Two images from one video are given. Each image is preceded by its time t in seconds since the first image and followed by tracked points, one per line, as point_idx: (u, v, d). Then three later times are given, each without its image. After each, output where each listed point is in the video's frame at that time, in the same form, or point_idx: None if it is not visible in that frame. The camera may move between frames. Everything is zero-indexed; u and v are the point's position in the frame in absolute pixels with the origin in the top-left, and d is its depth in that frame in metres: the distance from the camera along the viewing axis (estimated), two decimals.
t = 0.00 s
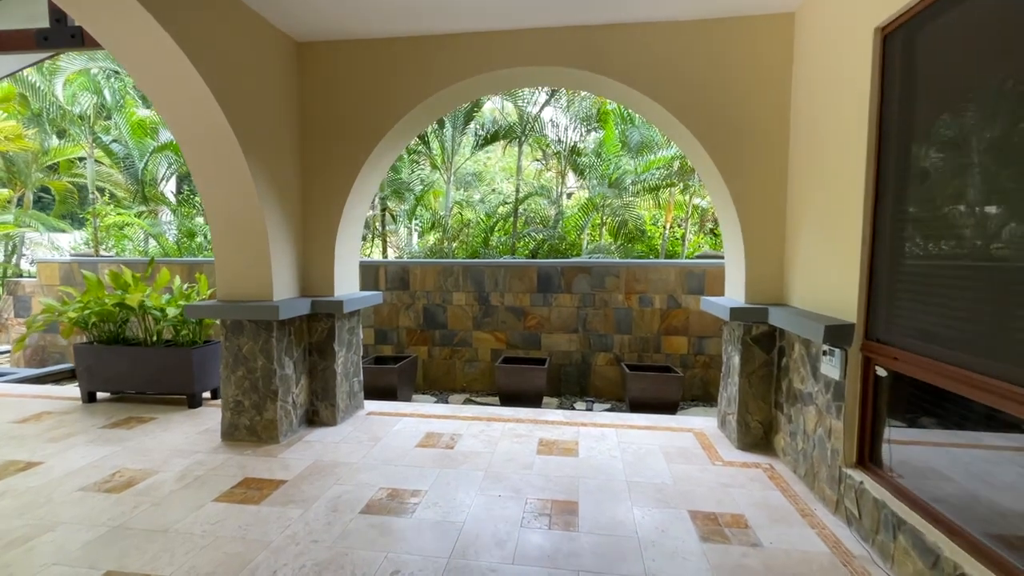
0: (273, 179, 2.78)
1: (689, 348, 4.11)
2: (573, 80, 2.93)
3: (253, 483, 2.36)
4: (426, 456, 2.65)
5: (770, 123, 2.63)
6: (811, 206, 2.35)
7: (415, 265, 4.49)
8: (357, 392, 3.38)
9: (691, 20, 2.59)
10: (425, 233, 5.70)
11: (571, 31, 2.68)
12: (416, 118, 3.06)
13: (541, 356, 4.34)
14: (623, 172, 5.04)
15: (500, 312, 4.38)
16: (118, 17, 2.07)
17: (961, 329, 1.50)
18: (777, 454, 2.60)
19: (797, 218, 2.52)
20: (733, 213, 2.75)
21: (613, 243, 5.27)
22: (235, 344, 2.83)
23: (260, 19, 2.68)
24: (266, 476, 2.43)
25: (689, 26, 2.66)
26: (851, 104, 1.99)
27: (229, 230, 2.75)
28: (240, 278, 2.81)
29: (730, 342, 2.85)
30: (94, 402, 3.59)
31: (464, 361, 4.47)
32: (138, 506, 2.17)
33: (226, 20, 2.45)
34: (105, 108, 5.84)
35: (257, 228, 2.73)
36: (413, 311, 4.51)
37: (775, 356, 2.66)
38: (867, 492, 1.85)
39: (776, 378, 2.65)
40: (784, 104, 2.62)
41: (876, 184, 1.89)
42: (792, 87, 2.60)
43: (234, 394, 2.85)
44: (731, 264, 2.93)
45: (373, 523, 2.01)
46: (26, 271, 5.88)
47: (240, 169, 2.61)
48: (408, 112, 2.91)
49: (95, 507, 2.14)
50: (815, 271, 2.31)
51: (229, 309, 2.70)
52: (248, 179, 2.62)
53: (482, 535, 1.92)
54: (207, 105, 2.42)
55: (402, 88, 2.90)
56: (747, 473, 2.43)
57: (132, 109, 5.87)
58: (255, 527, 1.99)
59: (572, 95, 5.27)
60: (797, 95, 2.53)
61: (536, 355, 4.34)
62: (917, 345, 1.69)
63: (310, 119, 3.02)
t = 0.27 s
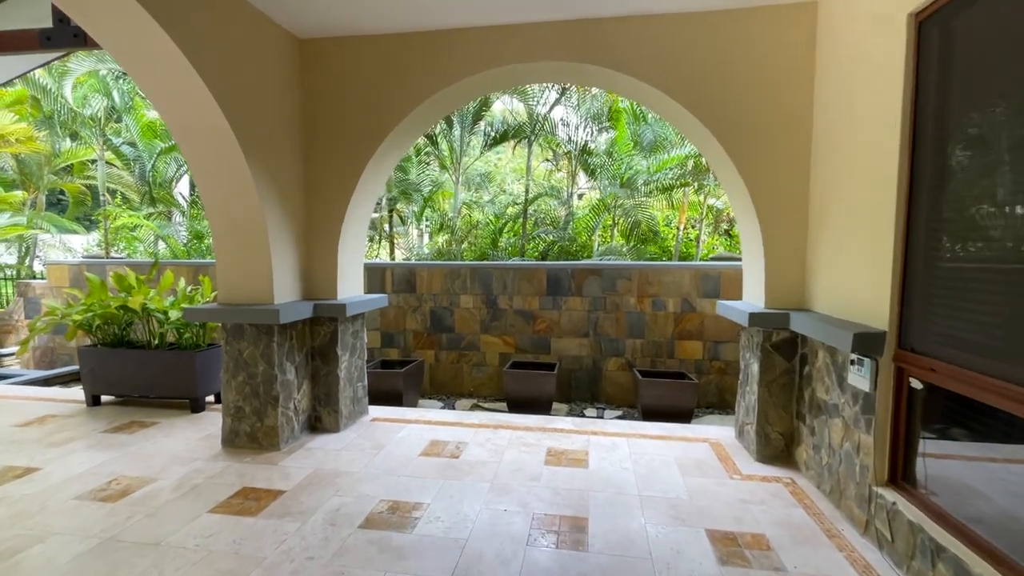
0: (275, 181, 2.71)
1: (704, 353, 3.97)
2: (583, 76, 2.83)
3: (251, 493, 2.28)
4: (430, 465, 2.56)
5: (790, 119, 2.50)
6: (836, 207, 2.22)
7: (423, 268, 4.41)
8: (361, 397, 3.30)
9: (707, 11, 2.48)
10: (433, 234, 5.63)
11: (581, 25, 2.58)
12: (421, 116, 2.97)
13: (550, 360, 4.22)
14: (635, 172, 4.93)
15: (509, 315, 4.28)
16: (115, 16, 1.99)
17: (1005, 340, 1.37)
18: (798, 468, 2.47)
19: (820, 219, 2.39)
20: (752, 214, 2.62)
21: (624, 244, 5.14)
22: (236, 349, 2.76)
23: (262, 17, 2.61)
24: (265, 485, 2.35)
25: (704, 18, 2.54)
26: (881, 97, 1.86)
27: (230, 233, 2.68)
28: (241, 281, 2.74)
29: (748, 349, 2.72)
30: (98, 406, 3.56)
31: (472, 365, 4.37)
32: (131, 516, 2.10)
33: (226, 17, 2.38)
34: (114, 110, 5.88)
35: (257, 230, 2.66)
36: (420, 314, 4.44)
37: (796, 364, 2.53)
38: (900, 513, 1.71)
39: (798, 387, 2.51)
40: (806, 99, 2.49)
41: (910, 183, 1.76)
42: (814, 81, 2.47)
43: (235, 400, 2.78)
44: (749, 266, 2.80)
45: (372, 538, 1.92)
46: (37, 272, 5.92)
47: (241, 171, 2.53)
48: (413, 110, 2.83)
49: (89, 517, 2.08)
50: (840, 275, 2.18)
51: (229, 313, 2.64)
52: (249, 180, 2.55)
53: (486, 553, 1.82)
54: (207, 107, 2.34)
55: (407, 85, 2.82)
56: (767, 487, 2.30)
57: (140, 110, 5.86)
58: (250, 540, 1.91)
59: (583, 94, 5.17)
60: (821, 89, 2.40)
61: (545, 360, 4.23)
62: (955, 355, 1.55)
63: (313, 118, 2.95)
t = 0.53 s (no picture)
0: (281, 181, 2.64)
1: (724, 358, 3.82)
2: (598, 70, 2.72)
3: (253, 501, 2.21)
4: (438, 474, 2.47)
5: (819, 112, 2.36)
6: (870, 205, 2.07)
7: (434, 269, 4.33)
8: (370, 402, 3.22)
9: None
10: (445, 235, 5.55)
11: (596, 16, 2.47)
12: (432, 113, 2.89)
13: (564, 365, 4.11)
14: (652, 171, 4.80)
15: (521, 318, 4.17)
16: (118, 13, 1.91)
17: None
18: (828, 482, 2.32)
19: (853, 217, 2.24)
20: (778, 213, 2.48)
21: (641, 245, 5.01)
22: (242, 352, 2.70)
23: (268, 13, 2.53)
24: (267, 493, 2.28)
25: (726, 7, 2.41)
26: (923, 86, 1.72)
27: (236, 234, 2.62)
28: (247, 283, 2.68)
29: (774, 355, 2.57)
30: (109, 407, 3.54)
31: (484, 369, 4.28)
32: (131, 525, 2.04)
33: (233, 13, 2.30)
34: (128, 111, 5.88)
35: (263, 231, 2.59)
36: (431, 316, 4.36)
37: (826, 372, 2.38)
38: (945, 538, 1.57)
39: (828, 396, 2.37)
40: (837, 90, 2.34)
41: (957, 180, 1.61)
42: (845, 70, 2.33)
43: (241, 404, 2.72)
44: (775, 268, 2.65)
45: (375, 552, 1.83)
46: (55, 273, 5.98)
47: (247, 172, 2.46)
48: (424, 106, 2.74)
49: (88, 525, 2.03)
50: (876, 277, 2.03)
51: (235, 316, 2.58)
52: (256, 181, 2.48)
53: (495, 571, 1.72)
54: (213, 107, 2.27)
55: (417, 81, 2.73)
56: (795, 503, 2.16)
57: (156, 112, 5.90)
58: (250, 552, 1.84)
59: (598, 91, 5.04)
60: (854, 79, 2.25)
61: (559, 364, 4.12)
62: (1010, 366, 1.40)
63: (321, 116, 2.88)
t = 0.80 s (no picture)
0: (294, 182, 2.57)
1: (752, 365, 3.64)
2: (620, 64, 2.59)
3: (261, 513, 2.13)
4: (452, 487, 2.36)
5: (862, 104, 2.19)
6: (921, 204, 1.90)
7: (450, 272, 4.24)
8: (384, 408, 3.14)
9: None
10: (462, 237, 5.46)
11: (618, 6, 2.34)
12: (448, 111, 2.80)
13: (584, 371, 3.97)
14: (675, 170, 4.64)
15: (540, 322, 4.06)
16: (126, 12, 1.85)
17: None
18: (873, 504, 2.14)
19: (900, 217, 2.06)
20: (816, 214, 2.31)
21: (663, 247, 4.84)
22: (254, 358, 2.64)
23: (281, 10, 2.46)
24: (275, 505, 2.20)
25: None
26: (987, 73, 1.55)
27: (248, 237, 2.56)
28: (259, 287, 2.62)
29: (811, 366, 2.40)
30: (125, 410, 3.53)
31: (501, 375, 4.17)
32: (136, 536, 1.98)
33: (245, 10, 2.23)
34: (151, 115, 6.01)
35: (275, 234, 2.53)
36: (447, 320, 4.26)
37: (870, 385, 2.20)
38: None
39: (871, 411, 2.19)
40: (881, 80, 2.17)
41: None
42: (891, 59, 2.15)
43: (252, 410, 2.66)
44: (811, 272, 2.48)
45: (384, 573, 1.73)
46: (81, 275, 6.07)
47: (259, 174, 2.40)
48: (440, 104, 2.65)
49: (93, 535, 1.98)
50: (927, 284, 1.86)
51: (246, 320, 2.51)
52: (267, 183, 2.41)
53: None
54: (224, 108, 2.20)
55: (432, 79, 2.64)
56: (837, 528, 1.99)
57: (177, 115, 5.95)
58: (254, 569, 1.76)
59: (620, 88, 4.90)
60: (901, 68, 2.08)
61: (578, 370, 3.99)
62: None
63: (335, 116, 2.81)
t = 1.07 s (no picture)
0: (312, 183, 2.53)
1: (788, 373, 3.46)
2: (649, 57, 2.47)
3: (277, 521, 2.08)
4: (471, 498, 2.27)
5: (915, 94, 2.02)
6: (984, 204, 1.73)
7: (472, 274, 4.16)
8: (403, 413, 3.08)
9: None
10: (485, 238, 5.39)
11: None
12: (469, 109, 2.72)
13: (609, 377, 3.84)
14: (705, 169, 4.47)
15: (563, 326, 3.95)
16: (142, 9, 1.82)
17: None
18: (928, 529, 1.96)
19: (959, 215, 1.89)
20: (862, 214, 2.14)
21: (692, 249, 4.68)
22: (273, 362, 2.61)
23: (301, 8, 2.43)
24: (291, 513, 2.15)
25: None
26: None
27: (267, 240, 2.53)
28: (278, 291, 2.59)
29: (856, 377, 2.23)
30: (150, 410, 3.56)
31: (523, 380, 4.07)
32: (152, 542, 1.95)
33: (263, 9, 2.19)
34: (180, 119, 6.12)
35: (293, 236, 2.48)
36: (469, 323, 4.19)
37: (924, 400, 2.03)
38: None
39: (926, 427, 2.01)
40: (937, 67, 1.99)
41: None
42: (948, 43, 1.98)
43: (270, 415, 2.63)
44: (856, 275, 2.31)
45: None
46: (115, 275, 6.15)
47: (277, 175, 2.36)
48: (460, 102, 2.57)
49: (109, 540, 1.96)
50: (991, 289, 1.69)
51: (265, 324, 2.49)
52: (285, 185, 2.37)
53: None
54: (241, 109, 2.17)
55: (453, 76, 2.56)
56: (889, 555, 1.83)
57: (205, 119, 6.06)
58: None
59: (647, 84, 4.75)
60: (961, 53, 1.90)
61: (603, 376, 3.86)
62: None
63: (355, 116, 2.77)
